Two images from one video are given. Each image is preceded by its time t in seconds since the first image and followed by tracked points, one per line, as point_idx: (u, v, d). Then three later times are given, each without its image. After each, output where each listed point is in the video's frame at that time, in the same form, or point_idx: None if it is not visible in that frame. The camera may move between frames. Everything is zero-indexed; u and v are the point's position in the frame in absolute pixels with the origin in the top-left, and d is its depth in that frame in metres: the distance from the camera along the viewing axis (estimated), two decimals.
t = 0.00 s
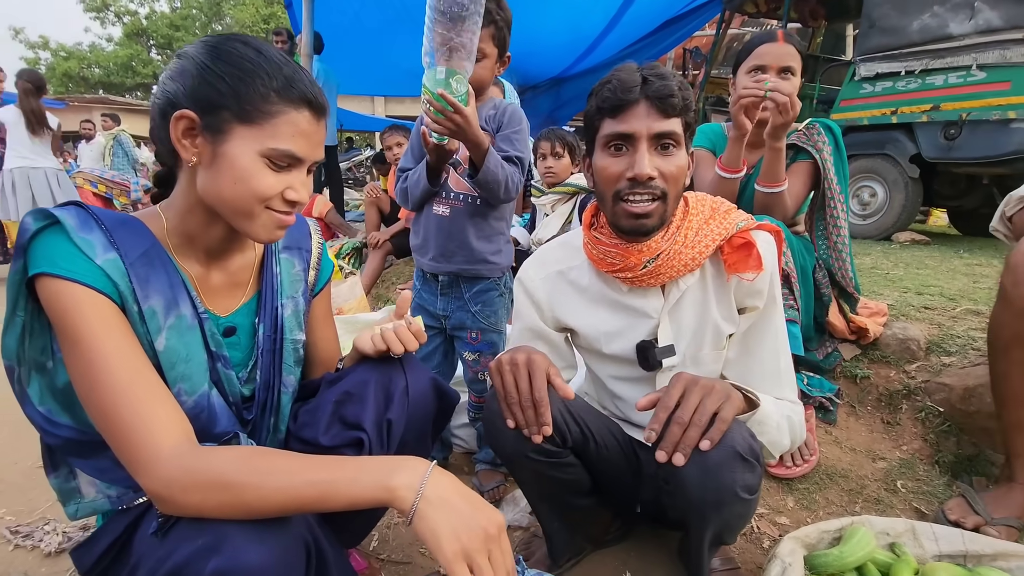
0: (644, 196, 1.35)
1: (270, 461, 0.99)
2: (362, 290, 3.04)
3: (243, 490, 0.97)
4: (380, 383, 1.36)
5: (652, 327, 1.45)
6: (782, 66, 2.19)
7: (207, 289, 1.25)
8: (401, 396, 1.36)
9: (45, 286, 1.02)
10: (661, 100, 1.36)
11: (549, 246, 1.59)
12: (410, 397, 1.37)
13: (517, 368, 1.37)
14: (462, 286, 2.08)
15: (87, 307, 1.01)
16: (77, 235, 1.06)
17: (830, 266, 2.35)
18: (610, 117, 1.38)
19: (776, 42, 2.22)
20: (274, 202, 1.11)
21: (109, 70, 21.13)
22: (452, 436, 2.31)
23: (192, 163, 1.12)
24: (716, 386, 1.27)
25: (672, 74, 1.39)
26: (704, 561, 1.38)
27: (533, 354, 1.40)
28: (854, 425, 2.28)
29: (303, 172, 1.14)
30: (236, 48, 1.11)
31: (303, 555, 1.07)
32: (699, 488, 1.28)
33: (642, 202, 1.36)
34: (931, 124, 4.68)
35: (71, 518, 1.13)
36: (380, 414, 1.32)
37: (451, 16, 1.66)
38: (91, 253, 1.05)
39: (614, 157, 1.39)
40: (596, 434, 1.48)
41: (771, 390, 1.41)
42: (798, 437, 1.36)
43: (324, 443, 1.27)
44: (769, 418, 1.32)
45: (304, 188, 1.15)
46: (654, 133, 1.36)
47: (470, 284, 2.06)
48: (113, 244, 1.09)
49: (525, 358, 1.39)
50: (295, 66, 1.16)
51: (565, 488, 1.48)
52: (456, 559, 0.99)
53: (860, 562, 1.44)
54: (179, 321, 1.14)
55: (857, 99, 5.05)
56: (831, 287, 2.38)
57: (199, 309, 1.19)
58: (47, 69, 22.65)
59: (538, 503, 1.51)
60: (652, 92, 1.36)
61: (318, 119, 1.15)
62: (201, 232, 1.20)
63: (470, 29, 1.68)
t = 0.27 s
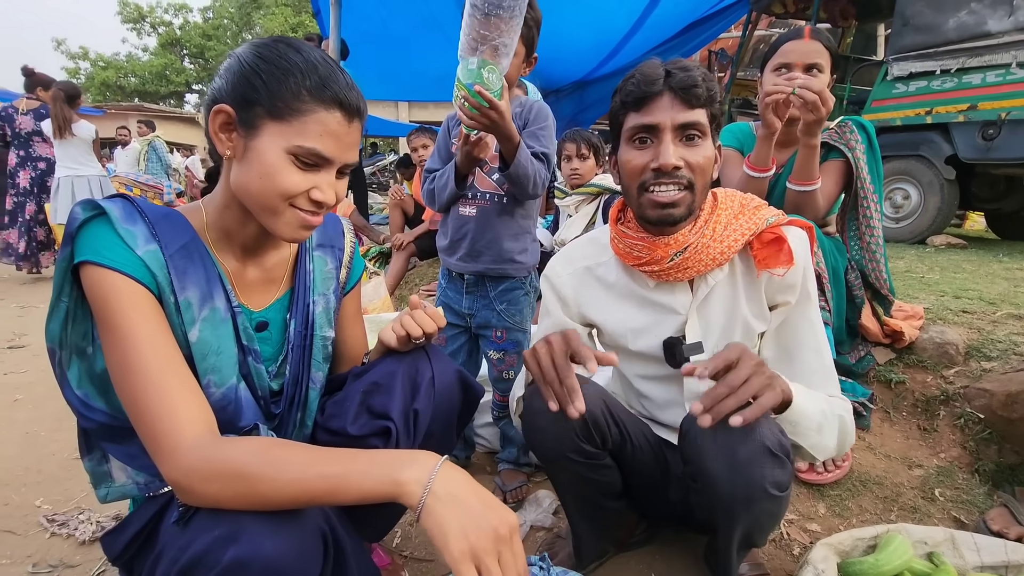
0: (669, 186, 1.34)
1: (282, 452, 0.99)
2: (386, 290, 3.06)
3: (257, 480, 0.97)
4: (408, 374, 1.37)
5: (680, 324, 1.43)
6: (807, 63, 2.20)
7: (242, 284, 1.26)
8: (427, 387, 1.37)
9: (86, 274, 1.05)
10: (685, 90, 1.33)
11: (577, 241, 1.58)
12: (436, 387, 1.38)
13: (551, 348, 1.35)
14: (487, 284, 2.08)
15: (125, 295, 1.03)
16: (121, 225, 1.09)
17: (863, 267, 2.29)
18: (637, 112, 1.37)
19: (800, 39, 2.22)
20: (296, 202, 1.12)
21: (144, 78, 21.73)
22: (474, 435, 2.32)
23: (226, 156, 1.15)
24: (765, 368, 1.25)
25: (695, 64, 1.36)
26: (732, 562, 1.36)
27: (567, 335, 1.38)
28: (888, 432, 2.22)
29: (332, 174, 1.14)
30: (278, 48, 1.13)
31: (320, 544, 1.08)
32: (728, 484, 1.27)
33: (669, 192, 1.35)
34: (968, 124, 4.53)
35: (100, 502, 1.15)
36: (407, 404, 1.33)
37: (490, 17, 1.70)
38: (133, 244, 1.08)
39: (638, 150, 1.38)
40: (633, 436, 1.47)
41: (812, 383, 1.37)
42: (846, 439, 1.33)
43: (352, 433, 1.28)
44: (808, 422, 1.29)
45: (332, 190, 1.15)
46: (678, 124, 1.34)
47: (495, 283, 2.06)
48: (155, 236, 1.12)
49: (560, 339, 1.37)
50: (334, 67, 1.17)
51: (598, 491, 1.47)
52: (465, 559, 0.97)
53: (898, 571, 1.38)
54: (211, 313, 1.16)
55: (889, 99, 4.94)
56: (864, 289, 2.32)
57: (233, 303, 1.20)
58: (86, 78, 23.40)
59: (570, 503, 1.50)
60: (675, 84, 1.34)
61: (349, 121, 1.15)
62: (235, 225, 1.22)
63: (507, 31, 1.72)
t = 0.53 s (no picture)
0: (675, 192, 1.39)
1: (281, 451, 0.99)
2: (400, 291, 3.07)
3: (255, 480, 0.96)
4: (418, 373, 1.37)
5: (690, 326, 1.50)
6: (821, 62, 2.16)
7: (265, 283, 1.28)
8: (438, 386, 1.37)
9: (114, 269, 1.07)
10: (689, 96, 1.40)
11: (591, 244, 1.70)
12: (447, 388, 1.38)
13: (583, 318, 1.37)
14: (501, 285, 2.07)
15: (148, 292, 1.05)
16: (150, 223, 1.11)
17: (883, 268, 2.25)
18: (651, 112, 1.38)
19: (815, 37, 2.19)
20: (314, 203, 1.12)
21: (166, 83, 22.11)
22: (488, 436, 2.33)
23: (251, 156, 1.17)
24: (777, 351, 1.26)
25: (699, 70, 1.43)
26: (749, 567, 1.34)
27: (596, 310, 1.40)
28: (910, 438, 2.17)
29: (352, 176, 1.14)
30: (305, 52, 1.14)
31: (323, 541, 1.08)
32: (744, 484, 1.26)
33: (674, 199, 1.40)
34: (994, 124, 4.43)
35: (118, 490, 1.17)
36: (418, 403, 1.34)
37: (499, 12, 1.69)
38: (160, 240, 1.10)
39: (643, 157, 1.44)
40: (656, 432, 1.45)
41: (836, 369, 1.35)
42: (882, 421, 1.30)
43: (363, 431, 1.29)
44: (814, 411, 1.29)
45: (349, 193, 1.14)
46: (681, 130, 1.40)
47: (509, 284, 2.05)
48: (181, 233, 1.14)
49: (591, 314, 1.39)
50: (359, 71, 1.18)
51: (618, 494, 1.46)
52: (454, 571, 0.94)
53: None
54: (232, 311, 1.17)
55: (911, 99, 4.82)
56: (884, 290, 2.26)
57: (255, 301, 1.22)
58: (111, 83, 23.88)
59: (589, 503, 1.48)
60: (678, 90, 1.40)
61: (372, 123, 1.15)
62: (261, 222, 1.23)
63: (513, 20, 1.69)
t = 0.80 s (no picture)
0: (674, 193, 1.38)
1: (272, 452, 0.97)
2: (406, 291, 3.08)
3: (248, 473, 0.95)
4: (417, 369, 1.37)
5: (692, 329, 1.49)
6: (822, 61, 2.20)
7: (280, 284, 1.29)
8: (437, 381, 1.37)
9: (133, 257, 1.09)
10: (688, 95, 1.39)
11: (593, 246, 1.69)
12: (446, 382, 1.37)
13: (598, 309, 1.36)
14: (506, 285, 2.07)
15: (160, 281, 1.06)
16: (171, 216, 1.13)
17: (892, 269, 2.24)
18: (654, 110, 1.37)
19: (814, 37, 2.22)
20: (329, 203, 1.12)
21: (176, 85, 22.30)
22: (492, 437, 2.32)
23: (269, 157, 1.18)
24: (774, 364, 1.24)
25: (699, 70, 1.42)
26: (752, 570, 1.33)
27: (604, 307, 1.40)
28: (919, 440, 2.14)
29: (366, 178, 1.14)
30: (325, 55, 1.15)
31: (311, 539, 1.07)
32: (744, 485, 1.25)
33: (673, 200, 1.39)
34: (1006, 123, 4.37)
35: (122, 475, 1.22)
36: (418, 398, 1.34)
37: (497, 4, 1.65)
38: (180, 233, 1.11)
39: (642, 157, 1.43)
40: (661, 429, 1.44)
41: (834, 375, 1.34)
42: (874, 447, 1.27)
43: (363, 427, 1.29)
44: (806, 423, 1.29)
45: (365, 195, 1.14)
46: (680, 130, 1.39)
47: (514, 284, 2.05)
48: (201, 227, 1.15)
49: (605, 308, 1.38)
50: (378, 76, 1.18)
51: (624, 493, 1.45)
52: None
53: None
54: (245, 306, 1.17)
55: (922, 98, 4.77)
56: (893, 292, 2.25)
57: (269, 296, 1.22)
58: (122, 86, 24.11)
59: (594, 502, 1.47)
60: (678, 89, 1.39)
61: (388, 127, 1.15)
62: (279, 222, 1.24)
63: (500, 14, 1.63)
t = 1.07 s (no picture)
0: (677, 195, 1.38)
1: (270, 459, 0.87)
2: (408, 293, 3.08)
3: (225, 483, 0.83)
4: (416, 364, 1.40)
5: (693, 331, 1.49)
6: (817, 65, 2.25)
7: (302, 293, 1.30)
8: (436, 376, 1.39)
9: (163, 251, 1.06)
10: (693, 98, 1.39)
11: (594, 248, 1.69)
12: (445, 377, 1.40)
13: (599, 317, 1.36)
14: (509, 288, 2.07)
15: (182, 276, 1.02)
16: (207, 220, 1.10)
17: (894, 271, 2.23)
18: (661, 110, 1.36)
19: (809, 42, 2.28)
20: (348, 214, 1.12)
21: (179, 87, 22.39)
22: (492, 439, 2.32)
23: (290, 170, 1.19)
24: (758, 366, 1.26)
25: (705, 73, 1.43)
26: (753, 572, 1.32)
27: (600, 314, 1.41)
28: (921, 443, 2.13)
29: (385, 190, 1.15)
30: (343, 68, 1.16)
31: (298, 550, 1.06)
32: (742, 486, 1.24)
33: (676, 202, 1.39)
34: (1009, 127, 4.36)
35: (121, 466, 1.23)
36: (416, 393, 1.36)
37: None
38: (217, 239, 1.10)
39: (645, 158, 1.44)
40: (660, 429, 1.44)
41: (825, 380, 1.37)
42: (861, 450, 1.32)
43: (362, 422, 1.32)
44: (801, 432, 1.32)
45: (385, 208, 1.14)
46: (685, 132, 1.39)
47: (517, 286, 2.05)
48: (235, 234, 1.13)
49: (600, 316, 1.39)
50: (395, 88, 1.18)
51: (625, 493, 1.45)
52: None
53: None
54: (273, 316, 1.18)
55: (924, 101, 4.77)
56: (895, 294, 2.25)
57: (295, 305, 1.22)
58: (126, 87, 24.21)
59: (595, 503, 1.47)
60: (683, 92, 1.40)
61: (405, 138, 1.15)
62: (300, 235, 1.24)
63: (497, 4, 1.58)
